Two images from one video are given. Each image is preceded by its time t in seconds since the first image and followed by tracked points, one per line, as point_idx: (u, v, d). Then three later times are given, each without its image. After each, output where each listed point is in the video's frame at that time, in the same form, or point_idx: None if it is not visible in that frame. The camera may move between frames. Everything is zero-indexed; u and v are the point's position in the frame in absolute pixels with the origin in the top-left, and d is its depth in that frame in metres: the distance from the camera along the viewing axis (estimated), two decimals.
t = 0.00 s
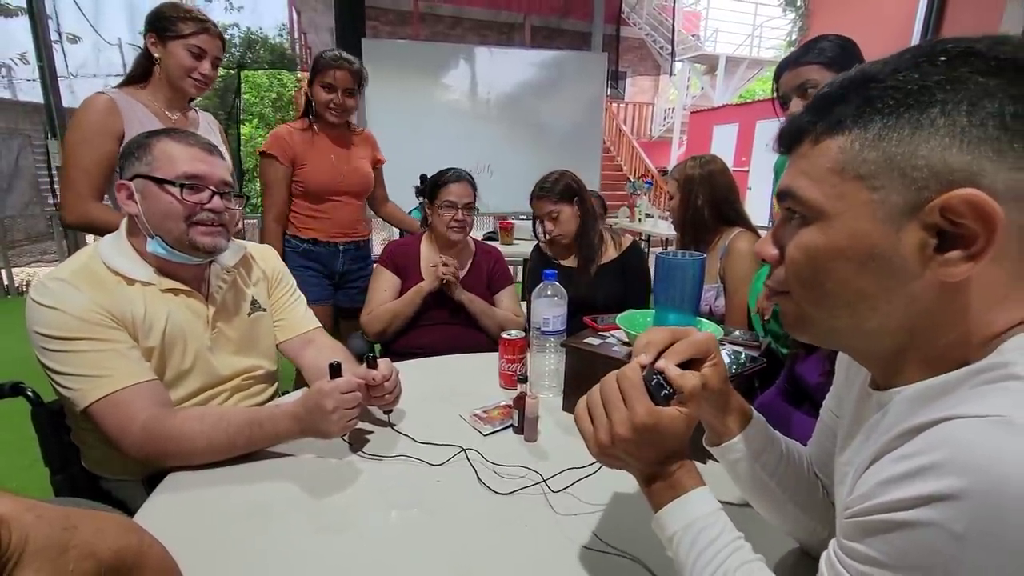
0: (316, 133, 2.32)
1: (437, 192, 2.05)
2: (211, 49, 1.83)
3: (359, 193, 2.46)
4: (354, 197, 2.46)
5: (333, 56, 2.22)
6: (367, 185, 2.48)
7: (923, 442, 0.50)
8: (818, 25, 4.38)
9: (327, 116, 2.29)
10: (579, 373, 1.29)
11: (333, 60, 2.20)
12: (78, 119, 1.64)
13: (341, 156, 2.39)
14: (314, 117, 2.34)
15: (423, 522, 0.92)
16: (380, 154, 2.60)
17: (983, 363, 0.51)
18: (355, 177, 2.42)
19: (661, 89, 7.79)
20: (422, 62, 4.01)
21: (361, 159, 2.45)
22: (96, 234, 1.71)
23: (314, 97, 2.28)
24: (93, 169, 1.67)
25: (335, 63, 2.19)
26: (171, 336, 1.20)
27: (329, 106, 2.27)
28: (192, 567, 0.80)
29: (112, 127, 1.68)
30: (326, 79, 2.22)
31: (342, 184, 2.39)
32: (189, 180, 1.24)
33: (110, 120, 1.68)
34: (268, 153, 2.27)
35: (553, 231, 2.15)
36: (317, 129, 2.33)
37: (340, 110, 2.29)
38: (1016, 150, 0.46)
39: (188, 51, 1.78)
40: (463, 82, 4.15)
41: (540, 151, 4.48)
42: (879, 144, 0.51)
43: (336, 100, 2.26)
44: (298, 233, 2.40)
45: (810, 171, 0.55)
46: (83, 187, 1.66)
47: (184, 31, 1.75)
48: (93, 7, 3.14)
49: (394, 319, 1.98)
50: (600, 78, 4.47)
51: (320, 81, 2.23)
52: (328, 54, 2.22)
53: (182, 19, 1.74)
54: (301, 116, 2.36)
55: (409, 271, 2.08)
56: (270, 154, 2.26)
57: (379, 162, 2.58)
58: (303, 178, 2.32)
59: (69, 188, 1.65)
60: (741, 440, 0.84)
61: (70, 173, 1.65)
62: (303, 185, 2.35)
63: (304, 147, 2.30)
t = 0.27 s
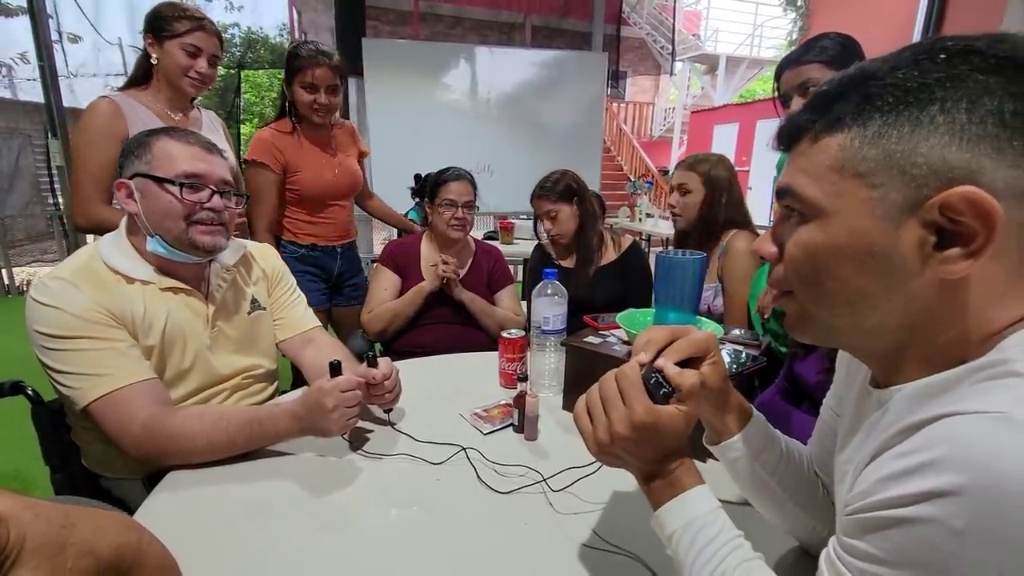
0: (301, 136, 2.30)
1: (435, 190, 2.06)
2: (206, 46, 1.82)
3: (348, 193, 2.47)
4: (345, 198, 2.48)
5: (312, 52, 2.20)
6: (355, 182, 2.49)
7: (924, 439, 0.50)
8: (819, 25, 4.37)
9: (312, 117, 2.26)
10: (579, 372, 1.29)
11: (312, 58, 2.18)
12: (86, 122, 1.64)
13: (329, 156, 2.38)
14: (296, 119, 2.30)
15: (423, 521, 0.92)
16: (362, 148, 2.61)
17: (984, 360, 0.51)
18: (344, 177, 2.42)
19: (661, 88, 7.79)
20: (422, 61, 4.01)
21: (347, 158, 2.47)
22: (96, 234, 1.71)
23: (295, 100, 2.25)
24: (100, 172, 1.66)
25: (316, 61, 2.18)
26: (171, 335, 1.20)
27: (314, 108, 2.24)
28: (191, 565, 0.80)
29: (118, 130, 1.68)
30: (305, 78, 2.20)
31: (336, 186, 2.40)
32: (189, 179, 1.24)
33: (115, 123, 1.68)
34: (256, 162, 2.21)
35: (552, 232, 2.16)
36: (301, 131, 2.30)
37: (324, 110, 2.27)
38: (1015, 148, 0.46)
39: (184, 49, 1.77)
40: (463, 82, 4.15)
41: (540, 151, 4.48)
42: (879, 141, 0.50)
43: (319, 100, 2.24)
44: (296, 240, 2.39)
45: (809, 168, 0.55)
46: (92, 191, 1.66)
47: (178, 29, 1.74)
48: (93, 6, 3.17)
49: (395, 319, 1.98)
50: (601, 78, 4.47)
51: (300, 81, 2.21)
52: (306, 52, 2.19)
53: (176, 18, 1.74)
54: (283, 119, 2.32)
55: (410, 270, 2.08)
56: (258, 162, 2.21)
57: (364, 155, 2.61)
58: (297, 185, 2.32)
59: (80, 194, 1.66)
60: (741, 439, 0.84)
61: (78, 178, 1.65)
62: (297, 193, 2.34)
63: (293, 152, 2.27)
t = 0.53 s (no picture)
0: (298, 134, 2.31)
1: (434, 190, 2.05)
2: (189, 41, 1.79)
3: (350, 188, 2.46)
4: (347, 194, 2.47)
5: (301, 51, 2.20)
6: (358, 180, 2.49)
7: (916, 435, 0.50)
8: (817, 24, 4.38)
9: (308, 117, 2.27)
10: (577, 371, 1.29)
11: (303, 57, 2.18)
12: (82, 122, 1.65)
13: (328, 154, 2.38)
14: (294, 121, 2.32)
15: (420, 519, 0.92)
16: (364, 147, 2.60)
17: (976, 357, 0.51)
18: (345, 174, 2.42)
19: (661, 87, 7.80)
20: (421, 61, 4.01)
21: (347, 154, 2.45)
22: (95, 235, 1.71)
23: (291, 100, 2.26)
24: (97, 172, 1.67)
25: (305, 60, 2.17)
26: (168, 335, 1.20)
27: (309, 107, 2.25)
28: (188, 564, 0.80)
29: (111, 130, 1.68)
30: (298, 78, 2.20)
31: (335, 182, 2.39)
32: (185, 178, 1.24)
33: (109, 124, 1.68)
34: (255, 161, 2.23)
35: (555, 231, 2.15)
36: (299, 132, 2.32)
37: (319, 108, 2.27)
38: (1005, 145, 0.47)
39: (164, 43, 1.76)
40: (462, 82, 4.15)
41: (539, 150, 4.48)
42: (871, 139, 0.51)
43: (313, 99, 2.24)
44: (297, 237, 2.39)
45: (801, 166, 0.55)
46: (88, 192, 1.67)
47: (160, 23, 1.74)
48: (92, 6, 3.14)
49: (393, 318, 1.98)
50: (599, 77, 4.47)
51: (294, 82, 2.21)
52: (296, 52, 2.19)
53: (161, 14, 1.75)
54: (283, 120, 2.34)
55: (408, 270, 2.08)
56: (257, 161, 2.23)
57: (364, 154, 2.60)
58: (298, 182, 2.32)
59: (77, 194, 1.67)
60: (737, 437, 0.84)
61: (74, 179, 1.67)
62: (297, 190, 2.34)
63: (291, 150, 2.28)
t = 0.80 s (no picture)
0: (309, 134, 2.33)
1: (432, 190, 2.05)
2: (178, 37, 1.78)
3: (357, 185, 2.46)
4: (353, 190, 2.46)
5: (298, 58, 2.22)
6: (365, 178, 2.49)
7: (908, 432, 0.50)
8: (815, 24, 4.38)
9: (314, 121, 2.29)
10: (573, 370, 1.30)
11: (301, 63, 2.20)
12: (67, 120, 1.65)
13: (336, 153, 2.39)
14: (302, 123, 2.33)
15: (416, 518, 0.92)
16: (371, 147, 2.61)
17: (967, 354, 0.51)
18: (353, 172, 2.42)
19: (658, 87, 7.81)
20: (418, 61, 4.01)
21: (354, 154, 2.46)
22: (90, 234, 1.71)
23: (294, 108, 2.29)
24: (80, 168, 1.67)
25: (302, 66, 2.19)
26: (165, 334, 1.20)
27: (313, 112, 2.27)
28: (184, 564, 0.80)
29: (96, 125, 1.68)
30: (297, 85, 2.23)
31: (342, 177, 2.39)
32: (181, 178, 1.24)
33: (94, 119, 1.68)
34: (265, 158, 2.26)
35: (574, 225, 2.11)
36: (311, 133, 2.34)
37: (322, 111, 2.29)
38: (995, 144, 0.47)
39: (154, 40, 1.76)
40: (460, 81, 4.15)
41: (537, 150, 4.48)
42: (862, 138, 0.51)
43: (314, 104, 2.25)
44: (303, 232, 2.39)
45: (793, 165, 0.55)
46: (71, 188, 1.66)
47: (148, 20, 1.73)
48: (88, 6, 3.12)
49: (390, 318, 1.98)
50: (597, 77, 4.48)
51: (294, 89, 2.24)
52: (296, 56, 2.21)
53: (149, 10, 1.74)
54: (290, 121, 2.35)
55: (405, 269, 2.08)
56: (265, 158, 2.26)
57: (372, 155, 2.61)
58: (308, 177, 2.33)
59: (59, 191, 1.66)
60: (731, 435, 0.85)
61: (60, 175, 1.67)
62: (306, 185, 2.35)
63: (298, 149, 2.30)
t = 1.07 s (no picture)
0: (315, 135, 2.34)
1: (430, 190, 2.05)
2: (182, 39, 1.80)
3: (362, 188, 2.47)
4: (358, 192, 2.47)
5: (303, 58, 2.21)
6: (371, 180, 2.49)
7: (904, 431, 0.50)
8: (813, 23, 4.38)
9: (320, 121, 2.30)
10: (572, 370, 1.30)
11: (306, 63, 2.20)
12: (54, 118, 1.64)
13: (342, 154, 2.40)
14: (310, 125, 2.34)
15: (415, 518, 0.92)
16: (376, 147, 2.61)
17: (964, 353, 0.51)
18: (360, 173, 2.43)
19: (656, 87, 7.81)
20: (416, 60, 4.00)
21: (360, 154, 2.46)
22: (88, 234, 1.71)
23: (300, 109, 2.30)
24: (67, 166, 1.66)
25: (308, 66, 2.19)
26: (162, 334, 1.20)
27: (319, 113, 2.28)
28: (181, 564, 0.80)
29: (85, 124, 1.67)
30: (303, 86, 2.23)
31: (347, 177, 2.39)
32: (178, 178, 1.24)
33: (83, 118, 1.67)
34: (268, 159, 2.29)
35: (580, 230, 2.10)
36: (318, 134, 2.35)
37: (327, 111, 2.29)
38: (993, 143, 0.47)
39: (158, 42, 1.76)
40: (458, 81, 4.15)
41: (535, 149, 4.48)
42: (861, 137, 0.51)
43: (320, 104, 2.26)
44: (304, 231, 2.39)
45: (791, 164, 0.55)
46: (62, 186, 1.66)
47: (152, 21, 1.73)
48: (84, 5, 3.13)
49: (389, 318, 1.98)
50: (595, 76, 4.47)
51: (300, 91, 2.24)
52: (302, 56, 2.21)
53: (150, 11, 1.73)
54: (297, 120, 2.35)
55: (403, 269, 2.08)
56: (268, 157, 2.29)
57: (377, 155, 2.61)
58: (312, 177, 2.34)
59: (50, 188, 1.65)
60: (728, 435, 0.85)
61: (49, 173, 1.66)
62: (309, 185, 2.36)
63: (302, 150, 2.32)
